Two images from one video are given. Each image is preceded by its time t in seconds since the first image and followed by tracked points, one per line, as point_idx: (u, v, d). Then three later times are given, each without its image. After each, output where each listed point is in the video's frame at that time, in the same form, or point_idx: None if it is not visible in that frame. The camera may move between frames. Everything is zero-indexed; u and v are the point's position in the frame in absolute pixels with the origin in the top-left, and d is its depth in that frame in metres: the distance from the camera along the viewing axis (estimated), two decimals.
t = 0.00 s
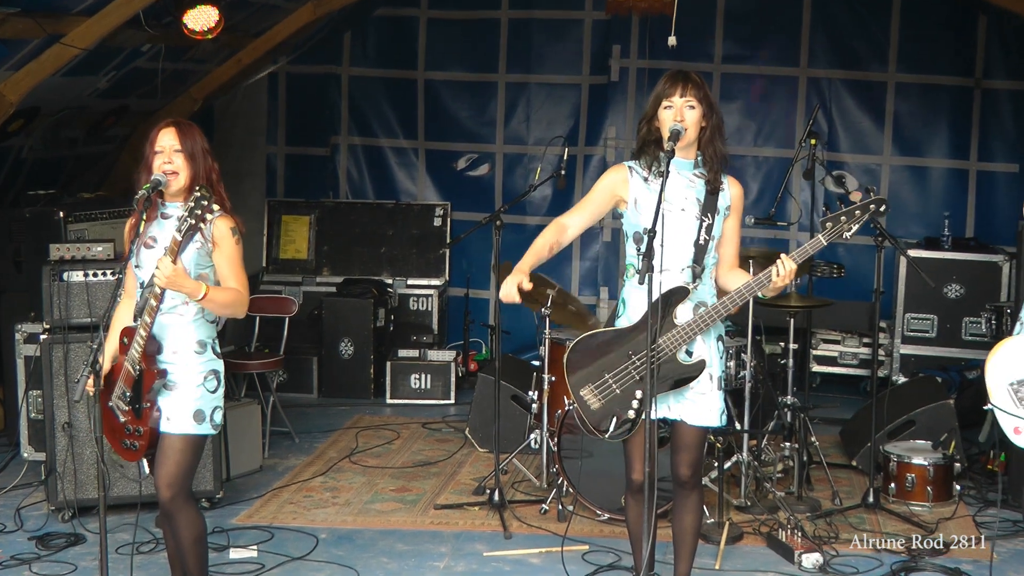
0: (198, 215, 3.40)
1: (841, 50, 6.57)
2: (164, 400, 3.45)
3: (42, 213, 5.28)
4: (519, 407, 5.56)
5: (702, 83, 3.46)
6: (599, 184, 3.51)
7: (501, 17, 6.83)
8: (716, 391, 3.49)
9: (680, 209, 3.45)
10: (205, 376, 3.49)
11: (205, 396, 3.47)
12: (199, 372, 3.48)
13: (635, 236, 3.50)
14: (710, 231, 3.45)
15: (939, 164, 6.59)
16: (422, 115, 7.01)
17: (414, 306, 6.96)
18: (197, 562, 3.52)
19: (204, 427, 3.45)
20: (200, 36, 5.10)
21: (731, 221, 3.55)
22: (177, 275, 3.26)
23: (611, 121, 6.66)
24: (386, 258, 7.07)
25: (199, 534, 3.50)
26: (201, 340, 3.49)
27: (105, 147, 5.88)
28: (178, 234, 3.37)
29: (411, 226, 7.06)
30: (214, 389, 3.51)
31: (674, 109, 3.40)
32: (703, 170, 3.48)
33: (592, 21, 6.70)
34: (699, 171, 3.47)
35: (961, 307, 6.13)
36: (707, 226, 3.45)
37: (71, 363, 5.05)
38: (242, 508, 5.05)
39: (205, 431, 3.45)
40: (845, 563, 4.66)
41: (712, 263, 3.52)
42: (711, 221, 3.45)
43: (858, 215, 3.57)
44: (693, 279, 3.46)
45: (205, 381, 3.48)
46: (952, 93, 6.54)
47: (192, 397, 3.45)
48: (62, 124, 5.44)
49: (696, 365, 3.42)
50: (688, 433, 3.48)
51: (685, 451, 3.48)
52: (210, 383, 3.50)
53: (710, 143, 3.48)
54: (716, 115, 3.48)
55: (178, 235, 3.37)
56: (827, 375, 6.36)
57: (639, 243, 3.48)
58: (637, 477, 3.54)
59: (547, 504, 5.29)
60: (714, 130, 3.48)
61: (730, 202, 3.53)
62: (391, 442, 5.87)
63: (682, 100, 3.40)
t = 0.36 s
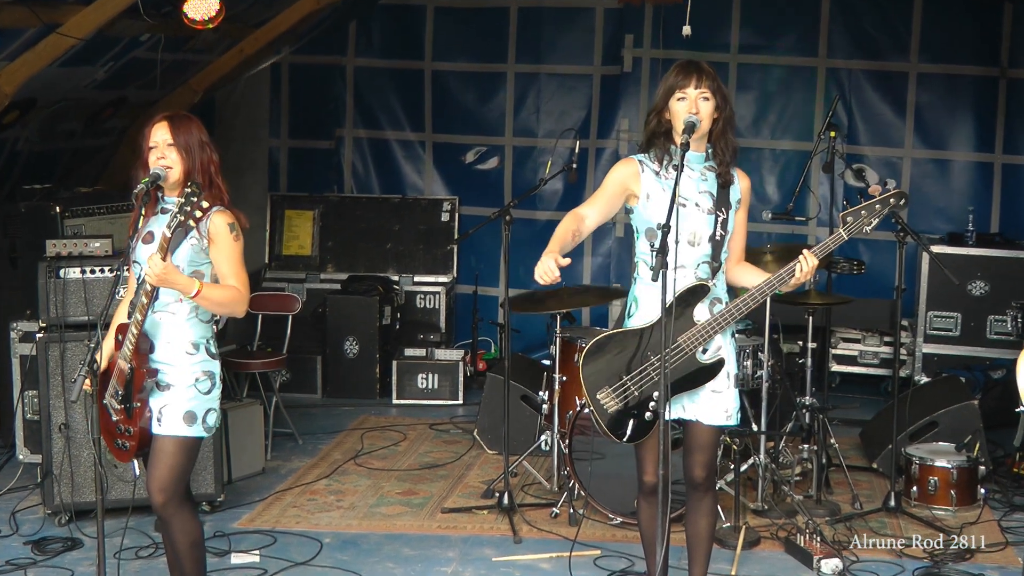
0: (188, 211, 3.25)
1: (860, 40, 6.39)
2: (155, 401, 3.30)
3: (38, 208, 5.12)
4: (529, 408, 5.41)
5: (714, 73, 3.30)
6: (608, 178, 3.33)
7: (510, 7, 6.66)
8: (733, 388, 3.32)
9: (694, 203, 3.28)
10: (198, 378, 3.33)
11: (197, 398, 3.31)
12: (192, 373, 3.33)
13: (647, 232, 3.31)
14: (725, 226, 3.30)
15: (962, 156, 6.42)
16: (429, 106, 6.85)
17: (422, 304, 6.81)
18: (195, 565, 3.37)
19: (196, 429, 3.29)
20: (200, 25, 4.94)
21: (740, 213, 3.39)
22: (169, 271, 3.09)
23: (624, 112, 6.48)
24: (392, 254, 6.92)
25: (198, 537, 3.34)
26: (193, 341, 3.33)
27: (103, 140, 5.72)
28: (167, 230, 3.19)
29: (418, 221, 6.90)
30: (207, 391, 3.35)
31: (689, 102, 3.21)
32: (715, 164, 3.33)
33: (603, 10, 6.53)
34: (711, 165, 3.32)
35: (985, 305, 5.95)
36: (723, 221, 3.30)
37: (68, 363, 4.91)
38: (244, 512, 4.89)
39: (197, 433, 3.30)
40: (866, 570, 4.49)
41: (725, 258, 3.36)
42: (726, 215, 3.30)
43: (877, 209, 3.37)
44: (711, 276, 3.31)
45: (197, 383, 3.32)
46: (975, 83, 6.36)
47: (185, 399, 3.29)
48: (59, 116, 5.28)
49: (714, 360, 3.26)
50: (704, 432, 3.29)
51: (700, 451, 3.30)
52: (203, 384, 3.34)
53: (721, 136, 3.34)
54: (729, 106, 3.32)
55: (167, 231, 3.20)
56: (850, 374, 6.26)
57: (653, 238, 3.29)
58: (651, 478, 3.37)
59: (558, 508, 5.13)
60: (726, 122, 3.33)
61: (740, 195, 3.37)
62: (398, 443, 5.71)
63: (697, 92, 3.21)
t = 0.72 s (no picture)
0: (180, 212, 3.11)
1: (876, 31, 6.23)
2: (145, 402, 3.16)
3: (31, 203, 4.98)
4: (536, 409, 5.25)
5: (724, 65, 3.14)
6: (616, 176, 3.16)
7: None
8: (745, 387, 3.17)
9: (706, 199, 3.12)
10: (189, 381, 3.18)
11: (188, 400, 3.17)
12: (184, 375, 3.18)
13: (658, 229, 3.15)
14: (737, 222, 3.15)
15: (983, 150, 6.26)
16: (433, 99, 6.71)
17: (426, 302, 6.64)
18: (188, 570, 3.23)
19: (186, 433, 3.14)
20: (198, 13, 4.79)
21: (751, 207, 3.23)
22: (161, 272, 2.95)
23: (635, 104, 6.32)
24: (395, 251, 6.78)
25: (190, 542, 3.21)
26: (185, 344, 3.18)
27: (98, 133, 5.57)
28: (159, 229, 3.07)
29: (422, 218, 6.77)
30: (198, 393, 3.20)
31: (699, 96, 3.06)
32: (726, 158, 3.17)
33: None
34: (722, 159, 3.16)
35: (1006, 303, 5.79)
36: (735, 216, 3.14)
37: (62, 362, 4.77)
38: (243, 516, 4.75)
39: (186, 437, 3.15)
40: None
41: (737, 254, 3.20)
42: (738, 210, 3.15)
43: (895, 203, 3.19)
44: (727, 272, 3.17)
45: (188, 385, 3.18)
46: (995, 74, 6.19)
47: (175, 402, 3.15)
48: (54, 109, 5.13)
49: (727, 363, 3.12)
50: (715, 435, 3.15)
51: (710, 454, 3.15)
52: (194, 386, 3.20)
53: (732, 129, 3.18)
54: (739, 98, 3.16)
55: (160, 231, 3.08)
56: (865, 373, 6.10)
57: (662, 236, 3.15)
58: (660, 483, 3.23)
59: (566, 512, 4.97)
60: (736, 115, 3.17)
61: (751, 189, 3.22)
62: (401, 446, 5.56)
63: (708, 84, 3.06)
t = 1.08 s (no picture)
0: (183, 214, 2.96)
1: (895, 24, 6.07)
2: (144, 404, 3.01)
3: (26, 199, 4.84)
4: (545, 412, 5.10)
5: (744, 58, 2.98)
6: (629, 182, 3.02)
7: None
8: (758, 392, 3.00)
9: (717, 197, 2.97)
10: (190, 382, 3.03)
11: (187, 402, 3.02)
12: (183, 378, 3.02)
13: (669, 228, 3.01)
14: (751, 222, 2.99)
15: (1007, 146, 6.09)
16: (440, 93, 6.56)
17: (431, 302, 6.50)
18: None
19: (185, 436, 3.00)
20: (199, 4, 4.65)
21: (771, 207, 3.06)
22: (163, 274, 2.82)
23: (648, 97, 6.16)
24: (400, 249, 6.63)
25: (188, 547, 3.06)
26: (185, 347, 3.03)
27: (94, 128, 5.42)
28: (161, 233, 2.92)
29: (428, 215, 6.62)
30: (199, 395, 3.05)
31: (713, 90, 2.91)
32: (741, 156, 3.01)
33: None
34: (738, 157, 3.00)
35: None
36: (750, 216, 2.98)
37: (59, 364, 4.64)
38: (244, 522, 4.61)
39: (185, 441, 3.00)
40: None
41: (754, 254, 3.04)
42: (752, 209, 2.98)
43: (920, 206, 2.98)
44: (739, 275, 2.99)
45: (189, 387, 3.02)
46: (1019, 67, 6.03)
47: (175, 404, 3.00)
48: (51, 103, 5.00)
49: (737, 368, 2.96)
50: (730, 441, 2.99)
51: (726, 459, 3.00)
52: (195, 388, 3.04)
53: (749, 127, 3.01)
54: (757, 93, 3.00)
55: (161, 235, 2.92)
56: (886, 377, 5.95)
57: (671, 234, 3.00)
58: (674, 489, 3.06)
59: (576, 519, 4.82)
60: (753, 110, 3.00)
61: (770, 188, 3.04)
62: (406, 450, 5.40)
63: (724, 78, 2.91)
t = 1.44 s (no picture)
0: (205, 230, 2.83)
1: (917, 16, 5.90)
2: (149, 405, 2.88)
3: (24, 196, 4.70)
4: (558, 416, 4.96)
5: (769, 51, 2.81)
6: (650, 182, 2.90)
7: None
8: (774, 399, 2.84)
9: (733, 194, 2.83)
10: (197, 381, 2.89)
11: (194, 401, 2.88)
12: (190, 377, 2.88)
13: (687, 225, 2.87)
14: (770, 223, 2.83)
15: None
16: (450, 88, 6.41)
17: (441, 302, 6.35)
18: None
19: (190, 435, 2.86)
20: None
21: (797, 208, 2.87)
22: (181, 288, 2.68)
23: (664, 91, 6.07)
24: (409, 248, 6.48)
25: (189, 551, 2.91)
26: (193, 348, 2.89)
27: (94, 122, 5.27)
28: (180, 246, 2.80)
29: (438, 213, 6.47)
30: (206, 395, 2.91)
31: (732, 84, 2.76)
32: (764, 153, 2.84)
33: None
34: (761, 155, 2.84)
35: None
36: (767, 216, 2.82)
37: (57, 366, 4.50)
38: (247, 529, 4.46)
39: (191, 440, 2.86)
40: None
41: (774, 255, 2.87)
42: (771, 209, 2.82)
43: (943, 217, 2.80)
44: (752, 276, 2.84)
45: (197, 386, 2.89)
46: None
47: (179, 403, 2.86)
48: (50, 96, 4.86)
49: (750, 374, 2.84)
50: (747, 449, 2.83)
51: (745, 467, 2.83)
52: (203, 387, 2.91)
53: (774, 123, 2.85)
54: (781, 88, 2.83)
55: (179, 248, 2.81)
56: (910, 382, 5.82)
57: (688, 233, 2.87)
58: (690, 494, 2.89)
59: (589, 527, 4.66)
60: (777, 106, 2.84)
61: (796, 189, 2.85)
62: (414, 455, 5.24)
63: (744, 72, 2.75)
